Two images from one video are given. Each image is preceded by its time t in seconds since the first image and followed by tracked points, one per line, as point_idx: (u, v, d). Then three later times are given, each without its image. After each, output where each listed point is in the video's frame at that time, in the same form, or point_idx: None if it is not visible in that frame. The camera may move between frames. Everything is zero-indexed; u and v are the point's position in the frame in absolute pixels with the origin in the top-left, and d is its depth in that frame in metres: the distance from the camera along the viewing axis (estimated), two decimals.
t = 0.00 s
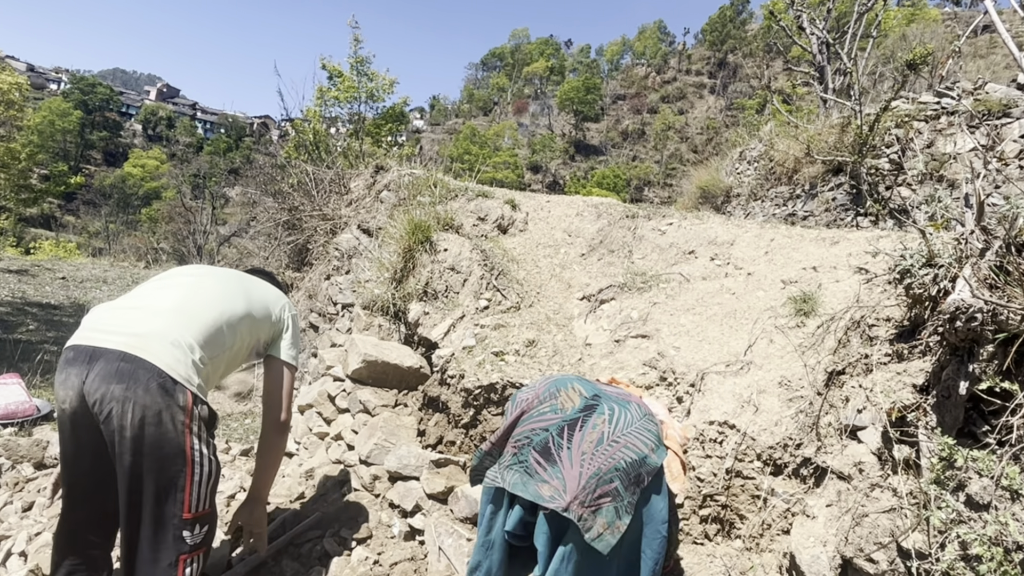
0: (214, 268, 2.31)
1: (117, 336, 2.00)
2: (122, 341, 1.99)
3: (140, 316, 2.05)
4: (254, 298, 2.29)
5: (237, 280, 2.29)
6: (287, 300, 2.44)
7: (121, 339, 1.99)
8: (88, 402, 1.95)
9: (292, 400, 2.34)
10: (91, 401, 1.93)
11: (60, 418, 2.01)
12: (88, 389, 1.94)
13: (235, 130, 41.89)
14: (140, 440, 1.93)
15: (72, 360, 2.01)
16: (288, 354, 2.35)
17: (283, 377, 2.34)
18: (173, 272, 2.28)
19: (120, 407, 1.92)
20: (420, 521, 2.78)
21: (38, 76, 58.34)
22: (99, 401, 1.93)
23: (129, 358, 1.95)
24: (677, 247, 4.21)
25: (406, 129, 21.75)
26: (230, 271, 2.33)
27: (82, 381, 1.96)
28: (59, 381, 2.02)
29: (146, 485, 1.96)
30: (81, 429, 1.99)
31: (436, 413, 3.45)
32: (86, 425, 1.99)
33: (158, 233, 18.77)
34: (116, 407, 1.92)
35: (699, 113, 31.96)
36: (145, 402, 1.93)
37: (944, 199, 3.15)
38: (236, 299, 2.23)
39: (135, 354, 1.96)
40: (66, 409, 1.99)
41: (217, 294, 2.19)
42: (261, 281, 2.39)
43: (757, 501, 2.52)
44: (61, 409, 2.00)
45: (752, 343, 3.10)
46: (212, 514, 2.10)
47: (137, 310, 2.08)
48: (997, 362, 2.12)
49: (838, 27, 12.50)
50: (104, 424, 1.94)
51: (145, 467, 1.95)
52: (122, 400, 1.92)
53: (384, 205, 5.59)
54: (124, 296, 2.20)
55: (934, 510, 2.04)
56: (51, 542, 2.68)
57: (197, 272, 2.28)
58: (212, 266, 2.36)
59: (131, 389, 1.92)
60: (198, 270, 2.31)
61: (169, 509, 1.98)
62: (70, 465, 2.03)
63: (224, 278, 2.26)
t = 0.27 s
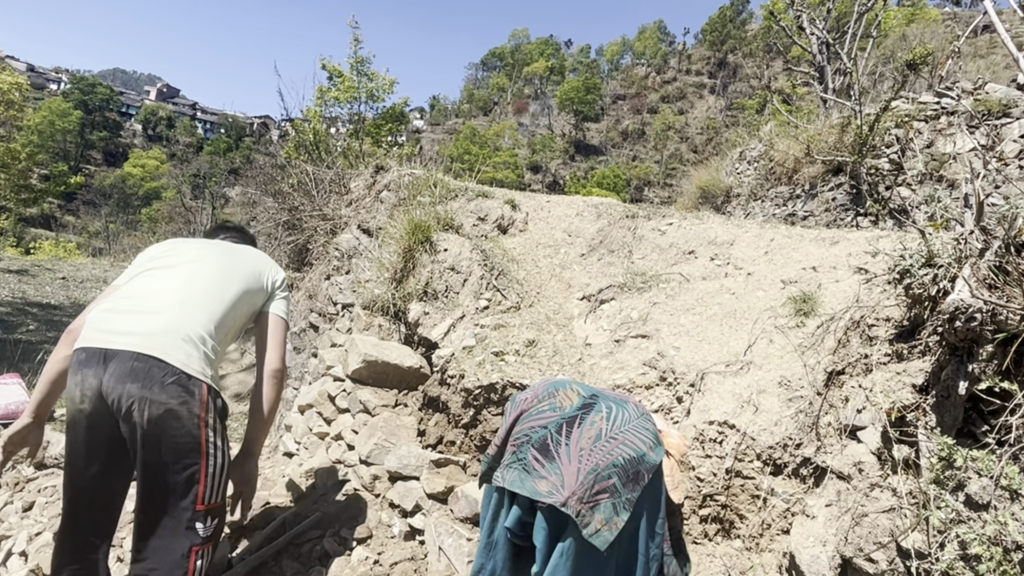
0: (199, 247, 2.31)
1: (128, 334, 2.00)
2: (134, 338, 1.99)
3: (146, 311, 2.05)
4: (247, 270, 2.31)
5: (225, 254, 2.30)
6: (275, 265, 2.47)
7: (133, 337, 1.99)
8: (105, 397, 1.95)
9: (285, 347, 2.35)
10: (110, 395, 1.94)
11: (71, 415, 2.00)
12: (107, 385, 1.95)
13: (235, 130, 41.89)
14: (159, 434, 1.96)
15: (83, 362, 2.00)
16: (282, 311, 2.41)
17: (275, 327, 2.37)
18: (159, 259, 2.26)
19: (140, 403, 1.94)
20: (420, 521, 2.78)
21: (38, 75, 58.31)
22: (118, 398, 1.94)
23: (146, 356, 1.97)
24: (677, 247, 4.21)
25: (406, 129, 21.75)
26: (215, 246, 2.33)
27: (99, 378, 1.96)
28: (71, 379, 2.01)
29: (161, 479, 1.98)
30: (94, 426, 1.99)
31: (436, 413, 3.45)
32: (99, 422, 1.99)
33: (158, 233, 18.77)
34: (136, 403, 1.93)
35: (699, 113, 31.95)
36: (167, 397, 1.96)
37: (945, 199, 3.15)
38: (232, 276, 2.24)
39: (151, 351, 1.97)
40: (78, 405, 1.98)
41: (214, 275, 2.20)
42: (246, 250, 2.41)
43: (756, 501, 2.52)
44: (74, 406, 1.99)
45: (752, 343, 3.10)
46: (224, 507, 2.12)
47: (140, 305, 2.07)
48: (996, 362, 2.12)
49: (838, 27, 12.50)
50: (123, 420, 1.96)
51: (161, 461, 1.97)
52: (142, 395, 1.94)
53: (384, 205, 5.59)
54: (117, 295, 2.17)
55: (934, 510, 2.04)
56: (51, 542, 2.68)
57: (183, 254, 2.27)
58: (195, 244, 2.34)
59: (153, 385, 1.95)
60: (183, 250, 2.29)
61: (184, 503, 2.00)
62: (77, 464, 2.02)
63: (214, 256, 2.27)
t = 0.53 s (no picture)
0: (195, 237, 2.21)
1: (155, 352, 1.95)
2: (162, 356, 1.95)
3: (166, 323, 2.00)
4: (251, 254, 2.25)
5: (224, 241, 2.22)
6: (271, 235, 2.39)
7: (161, 355, 1.95)
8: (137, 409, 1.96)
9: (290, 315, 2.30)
10: (145, 407, 1.95)
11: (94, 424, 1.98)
12: (141, 398, 1.95)
13: (235, 130, 41.90)
14: (195, 444, 1.99)
15: (111, 378, 1.97)
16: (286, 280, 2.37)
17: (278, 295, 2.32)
18: (155, 255, 2.16)
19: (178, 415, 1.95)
20: (420, 521, 2.77)
21: (38, 75, 58.29)
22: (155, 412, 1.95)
23: (180, 373, 1.95)
24: (677, 248, 4.21)
25: (406, 129, 21.75)
26: (210, 230, 2.23)
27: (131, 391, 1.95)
28: (97, 391, 1.99)
29: (192, 486, 2.02)
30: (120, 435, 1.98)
31: (436, 413, 3.44)
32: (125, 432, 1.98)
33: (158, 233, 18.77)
34: (171, 415, 1.94)
35: (699, 113, 31.94)
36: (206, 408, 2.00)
37: (944, 199, 3.14)
38: (240, 268, 2.19)
39: (183, 368, 1.95)
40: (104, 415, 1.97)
41: (224, 272, 2.15)
42: (239, 226, 2.31)
43: (757, 501, 2.51)
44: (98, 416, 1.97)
45: (752, 343, 3.09)
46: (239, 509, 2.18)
47: (158, 316, 2.02)
48: (997, 362, 2.12)
49: (838, 27, 12.51)
50: (157, 433, 1.97)
51: (194, 469, 2.01)
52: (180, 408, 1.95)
53: (384, 205, 5.58)
54: (123, 302, 2.09)
55: (934, 510, 2.04)
56: (51, 542, 2.68)
57: (180, 247, 2.17)
58: (188, 232, 2.23)
59: (193, 399, 1.97)
60: (177, 241, 2.19)
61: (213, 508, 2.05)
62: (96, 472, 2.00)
63: (214, 245, 2.19)
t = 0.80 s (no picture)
0: (207, 236, 2.10)
1: (183, 376, 1.90)
2: (191, 380, 1.91)
3: (193, 344, 1.94)
4: (267, 250, 2.16)
5: (238, 239, 2.11)
6: (284, 218, 2.28)
7: (191, 379, 1.91)
8: (167, 427, 1.93)
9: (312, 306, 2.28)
10: (176, 426, 1.92)
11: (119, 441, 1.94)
12: (172, 416, 1.92)
13: (235, 130, 41.89)
14: (226, 462, 1.99)
15: (140, 399, 1.92)
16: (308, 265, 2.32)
17: (300, 284, 2.27)
18: (167, 261, 2.06)
19: (212, 434, 1.95)
20: (421, 522, 2.77)
21: (38, 75, 58.28)
22: (189, 432, 1.93)
23: (211, 397, 1.92)
24: (677, 248, 4.21)
25: (406, 129, 21.76)
26: (221, 228, 2.12)
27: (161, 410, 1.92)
28: (123, 409, 1.94)
29: (218, 503, 2.01)
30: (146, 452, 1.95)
31: (436, 413, 3.44)
32: (151, 450, 1.95)
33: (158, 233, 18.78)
34: (200, 432, 1.93)
35: (699, 113, 31.94)
36: (240, 427, 2.00)
37: (945, 199, 3.14)
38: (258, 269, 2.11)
39: (215, 391, 1.92)
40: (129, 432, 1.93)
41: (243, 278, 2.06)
42: (249, 215, 2.18)
43: (757, 501, 2.52)
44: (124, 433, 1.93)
45: (752, 343, 3.08)
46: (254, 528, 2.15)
47: (182, 334, 1.96)
48: (997, 362, 2.12)
49: (838, 27, 12.51)
50: (187, 451, 1.95)
51: (218, 484, 2.00)
52: (214, 427, 1.95)
53: (384, 205, 5.58)
54: (142, 316, 2.02)
55: (934, 510, 2.04)
56: (51, 542, 2.68)
57: (192, 250, 2.07)
58: (197, 230, 2.11)
59: (228, 419, 1.96)
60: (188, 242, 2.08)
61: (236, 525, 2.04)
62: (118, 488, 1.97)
63: (228, 246, 2.09)
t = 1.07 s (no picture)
0: (207, 237, 2.04)
1: (185, 387, 1.91)
2: (194, 391, 1.91)
3: (194, 353, 1.94)
4: (268, 252, 2.09)
5: (237, 242, 2.04)
6: (285, 208, 2.17)
7: (194, 390, 1.92)
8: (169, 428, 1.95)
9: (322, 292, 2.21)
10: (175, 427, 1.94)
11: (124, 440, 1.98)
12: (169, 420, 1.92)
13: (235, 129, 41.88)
14: (224, 462, 1.99)
15: (142, 401, 1.94)
16: (315, 252, 2.23)
17: (307, 273, 2.20)
18: (168, 263, 2.02)
19: (211, 433, 1.95)
20: (420, 521, 2.77)
21: (37, 75, 58.28)
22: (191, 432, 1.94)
23: (211, 407, 1.92)
24: (677, 247, 4.21)
25: (406, 129, 21.76)
26: (221, 228, 2.05)
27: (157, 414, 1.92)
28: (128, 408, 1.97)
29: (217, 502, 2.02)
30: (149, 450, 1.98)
31: (436, 413, 3.45)
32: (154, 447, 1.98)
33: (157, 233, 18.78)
34: (199, 432, 1.94)
35: (699, 113, 31.94)
36: (241, 426, 2.00)
37: (945, 199, 3.14)
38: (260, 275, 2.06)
39: (216, 402, 1.92)
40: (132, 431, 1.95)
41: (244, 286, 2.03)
42: (249, 212, 2.09)
43: (757, 501, 2.52)
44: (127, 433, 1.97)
45: (752, 343, 3.08)
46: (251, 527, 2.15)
47: (185, 343, 1.96)
48: (997, 362, 2.12)
49: (838, 27, 12.52)
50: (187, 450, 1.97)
51: (217, 483, 2.00)
52: (214, 427, 1.95)
53: (384, 205, 5.58)
54: (147, 319, 2.02)
55: (934, 510, 2.04)
56: (51, 542, 2.68)
57: (193, 252, 2.02)
58: (196, 229, 2.04)
59: (228, 424, 1.96)
60: (188, 242, 2.03)
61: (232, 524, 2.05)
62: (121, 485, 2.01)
63: (228, 249, 2.03)
